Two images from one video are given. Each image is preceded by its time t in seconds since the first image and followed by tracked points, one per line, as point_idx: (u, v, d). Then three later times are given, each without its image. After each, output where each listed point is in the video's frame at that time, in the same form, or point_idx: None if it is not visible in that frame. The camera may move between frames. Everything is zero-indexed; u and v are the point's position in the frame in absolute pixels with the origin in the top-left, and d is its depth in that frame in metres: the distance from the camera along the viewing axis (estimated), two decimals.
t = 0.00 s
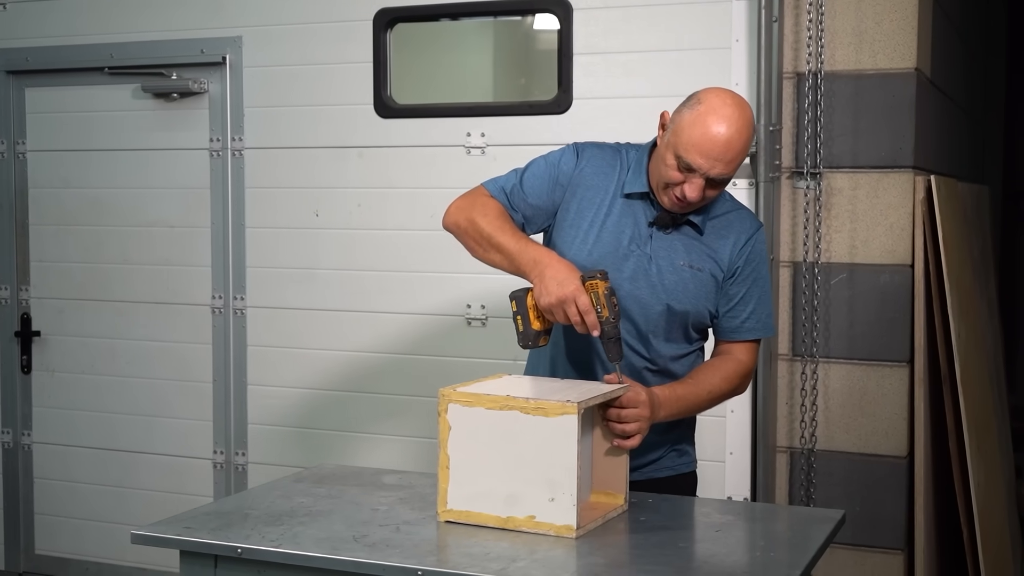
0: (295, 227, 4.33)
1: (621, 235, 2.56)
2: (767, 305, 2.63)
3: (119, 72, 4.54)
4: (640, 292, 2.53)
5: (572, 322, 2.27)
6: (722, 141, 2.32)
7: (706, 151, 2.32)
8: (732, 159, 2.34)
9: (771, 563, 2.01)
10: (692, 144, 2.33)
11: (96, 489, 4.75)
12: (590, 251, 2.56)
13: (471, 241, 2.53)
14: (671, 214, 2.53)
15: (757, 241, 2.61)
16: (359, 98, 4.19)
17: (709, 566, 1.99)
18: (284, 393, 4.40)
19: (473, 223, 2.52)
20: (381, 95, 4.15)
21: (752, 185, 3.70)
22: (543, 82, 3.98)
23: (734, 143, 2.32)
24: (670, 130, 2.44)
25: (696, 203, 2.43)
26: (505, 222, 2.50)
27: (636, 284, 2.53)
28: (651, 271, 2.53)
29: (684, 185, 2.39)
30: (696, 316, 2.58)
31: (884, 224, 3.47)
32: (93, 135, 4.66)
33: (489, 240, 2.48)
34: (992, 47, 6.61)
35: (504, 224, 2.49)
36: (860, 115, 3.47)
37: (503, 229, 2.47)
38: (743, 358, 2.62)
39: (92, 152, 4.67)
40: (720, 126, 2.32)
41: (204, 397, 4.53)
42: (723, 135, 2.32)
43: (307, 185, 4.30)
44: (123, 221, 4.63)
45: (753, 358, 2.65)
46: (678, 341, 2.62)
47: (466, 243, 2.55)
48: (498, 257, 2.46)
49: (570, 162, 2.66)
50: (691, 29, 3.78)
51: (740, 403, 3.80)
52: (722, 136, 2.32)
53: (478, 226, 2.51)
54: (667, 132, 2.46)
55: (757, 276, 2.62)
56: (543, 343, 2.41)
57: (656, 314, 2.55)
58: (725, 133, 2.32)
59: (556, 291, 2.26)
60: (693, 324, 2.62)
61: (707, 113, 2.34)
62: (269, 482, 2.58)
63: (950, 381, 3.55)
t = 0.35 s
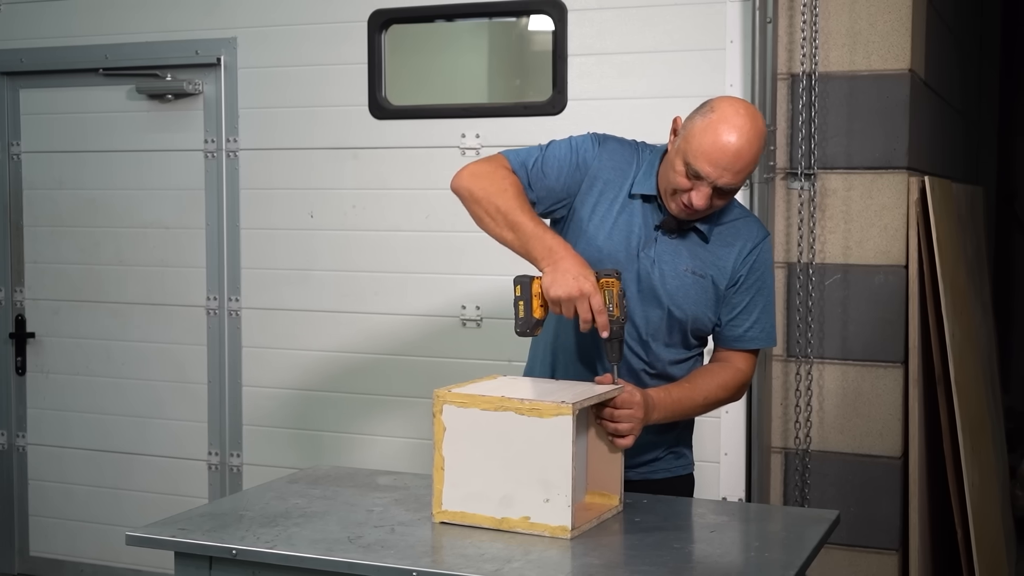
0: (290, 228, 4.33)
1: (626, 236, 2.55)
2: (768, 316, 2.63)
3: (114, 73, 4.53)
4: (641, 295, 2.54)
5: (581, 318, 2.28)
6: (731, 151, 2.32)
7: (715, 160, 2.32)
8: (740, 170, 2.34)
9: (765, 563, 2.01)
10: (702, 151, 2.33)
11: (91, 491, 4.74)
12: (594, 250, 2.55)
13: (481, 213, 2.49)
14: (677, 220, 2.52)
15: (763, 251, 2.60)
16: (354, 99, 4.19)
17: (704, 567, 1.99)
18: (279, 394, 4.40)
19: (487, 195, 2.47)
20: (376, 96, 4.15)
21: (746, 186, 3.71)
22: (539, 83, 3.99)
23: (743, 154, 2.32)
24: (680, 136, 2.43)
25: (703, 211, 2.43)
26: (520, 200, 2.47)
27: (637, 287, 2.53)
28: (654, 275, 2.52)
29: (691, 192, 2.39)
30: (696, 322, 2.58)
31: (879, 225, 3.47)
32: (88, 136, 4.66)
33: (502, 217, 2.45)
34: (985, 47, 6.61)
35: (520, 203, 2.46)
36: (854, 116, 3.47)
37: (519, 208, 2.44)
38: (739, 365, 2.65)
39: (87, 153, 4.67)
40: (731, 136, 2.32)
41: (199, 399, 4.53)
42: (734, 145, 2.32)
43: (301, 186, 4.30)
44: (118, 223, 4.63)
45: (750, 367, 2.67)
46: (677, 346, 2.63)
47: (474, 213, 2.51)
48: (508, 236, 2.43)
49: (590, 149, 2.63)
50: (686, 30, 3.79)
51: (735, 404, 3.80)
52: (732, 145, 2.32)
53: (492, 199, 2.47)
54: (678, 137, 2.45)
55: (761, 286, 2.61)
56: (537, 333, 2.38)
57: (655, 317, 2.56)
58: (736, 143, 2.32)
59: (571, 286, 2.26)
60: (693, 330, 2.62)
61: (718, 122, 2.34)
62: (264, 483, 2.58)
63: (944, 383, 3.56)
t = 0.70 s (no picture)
0: (284, 229, 4.33)
1: (632, 237, 2.54)
2: (766, 322, 2.64)
3: (108, 74, 4.53)
4: (644, 297, 2.53)
5: (575, 320, 2.30)
6: (737, 157, 2.32)
7: (720, 167, 2.32)
8: (745, 178, 2.34)
9: (759, 564, 2.02)
10: (707, 158, 2.33)
11: (86, 491, 4.73)
12: (599, 250, 2.54)
13: (483, 204, 2.47)
14: (681, 223, 2.52)
15: (766, 257, 2.61)
16: (348, 100, 4.19)
17: (698, 567, 1.99)
18: (273, 395, 4.39)
19: (492, 187, 2.45)
20: (371, 96, 4.15)
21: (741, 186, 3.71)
22: (534, 84, 3.99)
23: (749, 162, 2.33)
24: (687, 141, 2.44)
25: (707, 216, 2.43)
26: (523, 194, 2.46)
27: (641, 289, 2.53)
28: (659, 277, 2.52)
29: (695, 198, 2.40)
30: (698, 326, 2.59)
31: (873, 225, 3.48)
32: (83, 137, 4.66)
33: (504, 211, 2.44)
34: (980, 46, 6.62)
35: (524, 198, 2.45)
36: (848, 116, 3.48)
37: (522, 203, 2.43)
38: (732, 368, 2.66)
39: (82, 154, 4.67)
40: (737, 143, 2.33)
41: (193, 400, 4.52)
42: (740, 154, 2.32)
43: (295, 186, 4.30)
44: (113, 223, 4.62)
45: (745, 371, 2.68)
46: (679, 348, 2.63)
47: (475, 202, 2.49)
48: (508, 230, 2.43)
49: (600, 146, 2.61)
50: (680, 31, 3.79)
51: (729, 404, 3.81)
52: (738, 152, 2.32)
53: (496, 192, 2.45)
54: (685, 142, 2.46)
55: (762, 291, 2.62)
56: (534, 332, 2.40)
57: (658, 320, 2.55)
58: (742, 151, 2.32)
59: (566, 288, 2.27)
60: (694, 332, 2.63)
61: (725, 129, 2.34)
62: (258, 484, 2.57)
63: (939, 383, 3.57)
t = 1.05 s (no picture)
0: (280, 230, 4.33)
1: (628, 237, 2.54)
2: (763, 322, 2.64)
3: (104, 74, 4.53)
4: (639, 296, 2.53)
5: (569, 316, 2.29)
6: (731, 156, 2.32)
7: (715, 167, 2.32)
8: (740, 178, 2.35)
9: (754, 564, 2.02)
10: (702, 158, 2.33)
11: (83, 493, 4.73)
12: (595, 249, 2.55)
13: (478, 200, 2.47)
14: (676, 222, 2.52)
15: (762, 257, 2.61)
16: (344, 100, 4.19)
17: (693, 567, 1.99)
18: (270, 395, 4.39)
19: (487, 184, 2.46)
20: (367, 97, 4.15)
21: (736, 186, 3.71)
22: (530, 84, 3.99)
23: (743, 161, 2.33)
24: (681, 142, 2.44)
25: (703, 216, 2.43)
26: (518, 190, 2.46)
27: (636, 288, 2.53)
28: (654, 277, 2.52)
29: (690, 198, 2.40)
30: (693, 326, 2.59)
31: (868, 225, 3.48)
32: (78, 138, 4.65)
33: (499, 208, 2.44)
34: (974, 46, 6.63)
35: (519, 194, 2.45)
36: (844, 117, 3.48)
37: (517, 199, 2.44)
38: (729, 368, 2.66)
39: (78, 154, 4.66)
40: (732, 142, 2.33)
41: (190, 401, 4.52)
42: (735, 154, 2.32)
43: (291, 187, 4.30)
44: (109, 224, 4.62)
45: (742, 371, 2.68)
46: (675, 348, 2.63)
47: (471, 198, 2.50)
48: (503, 227, 2.43)
49: (596, 145, 2.61)
50: (675, 31, 3.79)
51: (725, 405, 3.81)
52: (732, 151, 2.32)
53: (491, 188, 2.46)
54: (679, 143, 2.46)
55: (758, 291, 2.62)
56: (529, 329, 2.39)
57: (653, 320, 2.56)
58: (737, 151, 2.32)
59: (559, 284, 2.27)
60: (690, 332, 2.63)
61: (721, 128, 2.34)
62: (253, 485, 2.57)
63: (934, 383, 3.58)
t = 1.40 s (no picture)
0: (278, 231, 4.32)
1: (619, 232, 2.55)
2: (756, 321, 2.63)
3: (101, 75, 4.53)
4: (631, 291, 2.53)
5: (562, 315, 2.29)
6: (718, 105, 2.43)
7: (704, 115, 2.42)
8: (730, 127, 2.43)
9: (751, 564, 2.02)
10: (691, 111, 2.43)
11: (80, 494, 4.72)
12: (587, 245, 2.55)
13: (470, 206, 2.51)
14: (667, 215, 2.54)
15: (753, 254, 2.62)
16: (340, 101, 4.19)
17: (689, 567, 1.99)
18: (267, 396, 4.39)
19: (478, 190, 2.49)
20: (363, 97, 4.15)
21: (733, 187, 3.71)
22: (527, 85, 3.99)
23: (731, 109, 2.43)
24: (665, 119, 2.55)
25: (702, 177, 2.47)
26: (509, 195, 2.50)
27: (628, 283, 2.53)
28: (646, 272, 2.52)
29: (684, 157, 2.44)
30: (687, 323, 2.58)
31: (865, 225, 3.48)
32: (75, 138, 4.65)
33: (491, 212, 2.47)
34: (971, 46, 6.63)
35: (509, 198, 2.48)
36: (840, 117, 3.48)
37: (507, 203, 2.47)
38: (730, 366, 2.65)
39: (74, 154, 4.66)
40: (718, 93, 2.44)
41: (187, 402, 4.52)
42: (719, 101, 2.43)
43: (287, 188, 4.30)
44: (106, 225, 4.62)
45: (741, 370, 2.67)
46: (668, 345, 2.62)
47: (463, 206, 2.53)
48: (495, 230, 2.46)
49: (586, 145, 2.64)
50: (671, 31, 3.79)
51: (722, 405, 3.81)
52: (719, 100, 2.43)
53: (482, 193, 2.49)
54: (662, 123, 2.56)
55: (750, 289, 2.62)
56: (526, 329, 2.40)
57: (646, 316, 2.55)
58: (721, 99, 2.43)
59: (551, 283, 2.27)
60: (684, 331, 2.62)
61: (700, 85, 2.47)
62: (250, 485, 2.57)
63: (930, 383, 3.58)
